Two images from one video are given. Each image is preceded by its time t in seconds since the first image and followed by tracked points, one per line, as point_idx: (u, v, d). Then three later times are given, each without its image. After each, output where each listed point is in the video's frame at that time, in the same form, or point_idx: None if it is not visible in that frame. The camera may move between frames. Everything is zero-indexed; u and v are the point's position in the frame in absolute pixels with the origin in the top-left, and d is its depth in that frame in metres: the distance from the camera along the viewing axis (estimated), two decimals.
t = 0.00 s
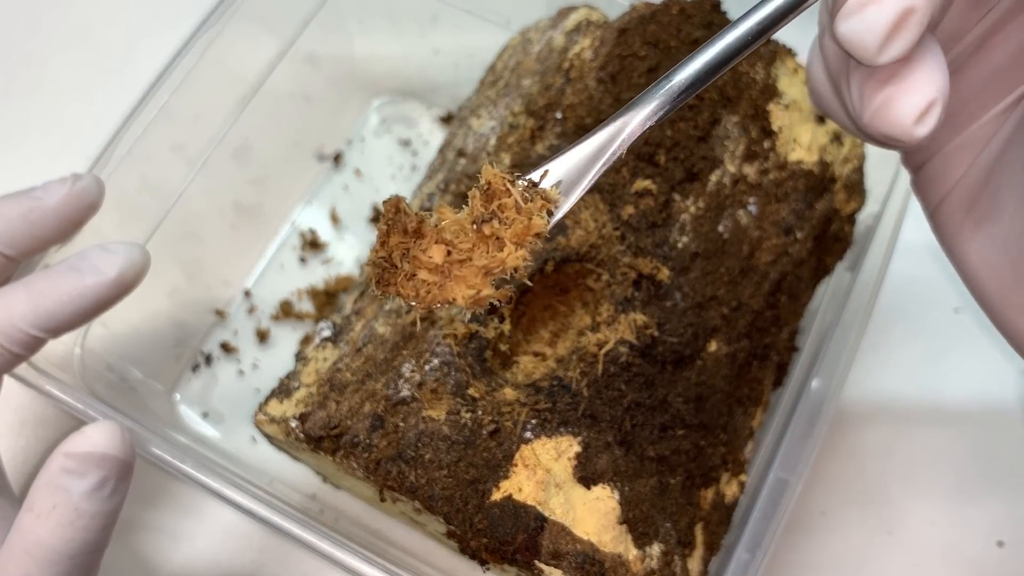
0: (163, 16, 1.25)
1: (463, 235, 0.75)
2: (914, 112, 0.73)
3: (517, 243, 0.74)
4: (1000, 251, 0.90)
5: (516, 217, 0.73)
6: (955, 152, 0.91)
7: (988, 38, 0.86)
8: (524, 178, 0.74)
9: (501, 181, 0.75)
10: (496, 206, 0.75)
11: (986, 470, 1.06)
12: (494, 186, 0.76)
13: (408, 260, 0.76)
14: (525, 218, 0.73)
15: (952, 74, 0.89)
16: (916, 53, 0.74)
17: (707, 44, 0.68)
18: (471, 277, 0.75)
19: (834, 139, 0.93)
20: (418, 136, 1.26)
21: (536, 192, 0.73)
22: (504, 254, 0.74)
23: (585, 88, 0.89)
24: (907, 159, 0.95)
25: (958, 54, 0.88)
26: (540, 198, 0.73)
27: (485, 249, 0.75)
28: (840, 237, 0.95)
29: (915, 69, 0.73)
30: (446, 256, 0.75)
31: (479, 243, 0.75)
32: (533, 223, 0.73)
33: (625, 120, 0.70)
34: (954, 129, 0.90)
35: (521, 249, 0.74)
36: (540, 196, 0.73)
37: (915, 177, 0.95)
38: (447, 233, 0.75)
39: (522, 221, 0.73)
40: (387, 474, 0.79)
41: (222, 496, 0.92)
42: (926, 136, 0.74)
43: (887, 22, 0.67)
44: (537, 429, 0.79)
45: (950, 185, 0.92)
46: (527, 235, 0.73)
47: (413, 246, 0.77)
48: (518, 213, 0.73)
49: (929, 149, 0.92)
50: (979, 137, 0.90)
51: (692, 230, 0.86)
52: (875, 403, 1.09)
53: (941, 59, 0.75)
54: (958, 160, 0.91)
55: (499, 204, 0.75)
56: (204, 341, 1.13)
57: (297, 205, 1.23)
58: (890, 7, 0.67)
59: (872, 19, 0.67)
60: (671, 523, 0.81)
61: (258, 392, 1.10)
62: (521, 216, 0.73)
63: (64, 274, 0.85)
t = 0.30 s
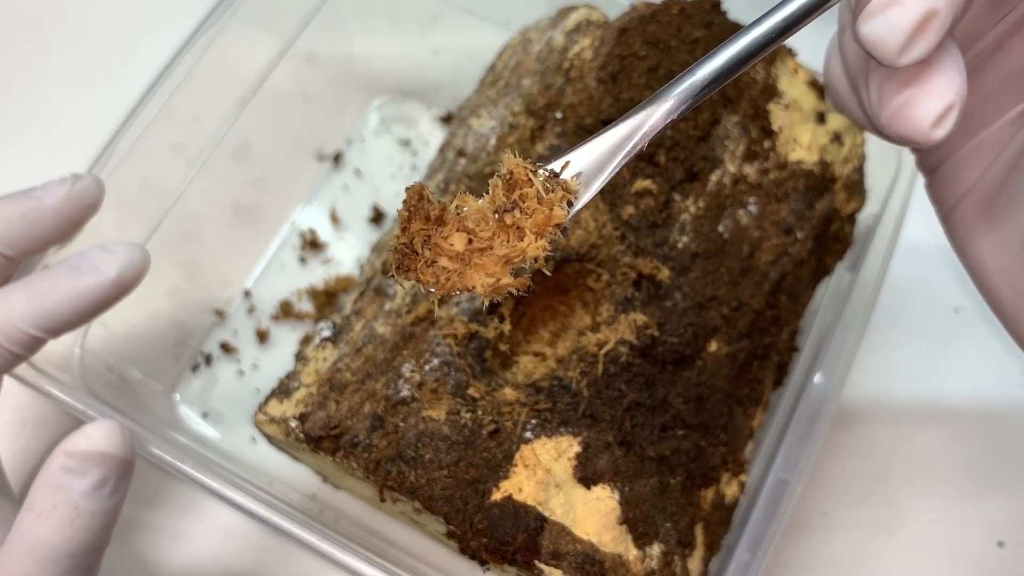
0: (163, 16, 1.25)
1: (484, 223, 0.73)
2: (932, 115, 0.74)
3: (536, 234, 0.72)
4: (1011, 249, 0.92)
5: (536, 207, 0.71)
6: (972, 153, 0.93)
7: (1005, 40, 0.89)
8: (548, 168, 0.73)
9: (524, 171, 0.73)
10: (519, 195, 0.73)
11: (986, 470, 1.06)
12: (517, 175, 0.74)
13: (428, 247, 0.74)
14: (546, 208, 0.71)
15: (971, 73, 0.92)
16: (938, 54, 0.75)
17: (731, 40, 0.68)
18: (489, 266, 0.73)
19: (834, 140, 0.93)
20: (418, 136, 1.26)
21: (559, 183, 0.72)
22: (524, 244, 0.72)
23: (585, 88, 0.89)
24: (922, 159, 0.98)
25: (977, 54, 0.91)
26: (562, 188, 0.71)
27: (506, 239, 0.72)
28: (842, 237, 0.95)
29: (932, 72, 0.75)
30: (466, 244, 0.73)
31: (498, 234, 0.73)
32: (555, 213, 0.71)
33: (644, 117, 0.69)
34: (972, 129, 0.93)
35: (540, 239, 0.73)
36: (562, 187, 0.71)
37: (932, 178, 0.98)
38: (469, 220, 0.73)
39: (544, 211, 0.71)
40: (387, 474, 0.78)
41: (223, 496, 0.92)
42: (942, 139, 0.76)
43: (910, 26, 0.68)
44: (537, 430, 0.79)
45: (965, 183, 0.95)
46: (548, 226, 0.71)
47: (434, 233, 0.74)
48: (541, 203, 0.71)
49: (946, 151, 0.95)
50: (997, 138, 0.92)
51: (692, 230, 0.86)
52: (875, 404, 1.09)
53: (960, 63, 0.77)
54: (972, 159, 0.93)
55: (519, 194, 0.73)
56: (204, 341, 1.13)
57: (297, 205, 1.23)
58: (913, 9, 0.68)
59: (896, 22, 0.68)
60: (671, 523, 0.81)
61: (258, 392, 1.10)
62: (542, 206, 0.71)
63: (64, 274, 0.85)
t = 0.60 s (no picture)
0: (163, 16, 1.25)
1: (513, 234, 0.72)
2: (949, 121, 0.80)
3: (562, 246, 0.72)
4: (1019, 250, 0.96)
5: (564, 219, 0.71)
6: (993, 154, 0.97)
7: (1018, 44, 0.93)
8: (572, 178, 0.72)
9: (551, 180, 0.73)
10: (545, 206, 0.72)
11: (986, 469, 1.06)
12: (544, 184, 0.73)
13: (458, 259, 0.74)
14: (571, 219, 0.72)
15: (991, 71, 0.95)
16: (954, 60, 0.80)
17: (767, 42, 0.68)
18: (518, 275, 0.73)
19: (833, 140, 0.94)
20: (418, 136, 1.26)
21: (583, 193, 0.72)
22: (552, 255, 0.72)
23: (585, 88, 0.89)
24: (945, 159, 1.03)
25: (994, 57, 0.95)
26: (587, 199, 0.72)
27: (532, 250, 0.73)
28: (842, 237, 0.96)
29: (950, 79, 0.80)
30: (495, 257, 0.73)
31: (526, 246, 0.73)
32: (580, 225, 0.71)
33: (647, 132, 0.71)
34: (992, 129, 0.97)
35: (566, 250, 0.73)
36: (586, 198, 0.72)
37: (954, 179, 1.02)
38: (497, 232, 0.72)
39: (570, 224, 0.71)
40: (387, 474, 0.79)
41: (223, 496, 0.92)
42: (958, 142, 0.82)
43: (932, 40, 0.71)
44: (537, 430, 0.79)
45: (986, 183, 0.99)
46: (573, 238, 0.72)
47: (463, 245, 0.73)
48: (568, 215, 0.71)
49: (967, 152, 1.00)
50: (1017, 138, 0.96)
51: (692, 230, 0.86)
52: (875, 404, 1.09)
53: (978, 69, 0.81)
54: (993, 160, 0.98)
55: (547, 206, 0.72)
56: (204, 341, 1.13)
57: (297, 205, 1.23)
58: (937, 22, 0.71)
59: (918, 35, 0.71)
60: (670, 523, 0.81)
61: (258, 392, 1.10)
62: (568, 218, 0.71)
63: (64, 273, 0.85)
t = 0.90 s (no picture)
0: (163, 16, 1.25)
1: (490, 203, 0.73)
2: (922, 107, 0.77)
3: (538, 215, 0.73)
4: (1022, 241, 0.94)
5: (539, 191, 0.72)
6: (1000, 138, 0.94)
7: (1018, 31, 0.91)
8: (550, 151, 0.73)
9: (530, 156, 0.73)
10: (523, 178, 0.73)
11: (985, 469, 1.06)
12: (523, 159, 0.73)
13: (442, 224, 0.74)
14: (546, 192, 0.72)
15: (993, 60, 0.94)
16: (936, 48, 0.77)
17: (737, 33, 0.66)
18: (497, 242, 0.73)
19: (833, 140, 0.94)
20: (418, 136, 1.27)
21: (559, 166, 0.72)
22: (526, 224, 0.73)
23: (585, 88, 0.89)
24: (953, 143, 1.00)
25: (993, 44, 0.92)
26: (561, 172, 0.72)
27: (510, 220, 0.73)
28: (842, 237, 0.96)
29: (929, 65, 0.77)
30: (476, 223, 0.73)
31: (507, 213, 0.73)
32: (553, 198, 0.72)
33: (621, 120, 0.70)
34: (996, 114, 0.94)
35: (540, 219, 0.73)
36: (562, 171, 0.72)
37: (962, 163, 0.99)
38: (478, 202, 0.73)
39: (544, 196, 0.72)
40: (387, 474, 0.79)
41: (222, 495, 0.92)
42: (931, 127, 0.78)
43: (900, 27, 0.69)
44: (537, 429, 0.79)
45: (989, 172, 0.96)
46: (547, 209, 0.72)
47: (448, 212, 0.73)
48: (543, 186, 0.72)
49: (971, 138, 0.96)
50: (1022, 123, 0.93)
51: (691, 230, 0.86)
52: (874, 403, 1.09)
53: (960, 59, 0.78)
54: (996, 148, 0.95)
55: (524, 178, 0.73)
56: (204, 341, 1.13)
57: (298, 205, 1.23)
58: (904, 12, 0.69)
59: (886, 23, 0.69)
60: (670, 522, 0.81)
61: (259, 393, 1.10)
62: (543, 191, 0.72)
63: (52, 261, 0.85)
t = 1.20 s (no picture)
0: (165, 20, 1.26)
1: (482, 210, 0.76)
2: (893, 126, 0.83)
3: (525, 221, 0.76)
4: (1005, 253, 0.93)
5: (525, 199, 0.76)
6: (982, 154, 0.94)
7: (1013, 41, 0.91)
8: (537, 161, 0.76)
9: (518, 167, 0.76)
10: (512, 186, 0.76)
11: (983, 468, 1.07)
12: (511, 169, 0.76)
13: (438, 227, 0.77)
14: (532, 199, 0.76)
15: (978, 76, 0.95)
16: (911, 68, 0.83)
17: (751, 34, 0.69)
18: (488, 245, 0.77)
19: (830, 141, 0.95)
20: (419, 138, 1.28)
21: (543, 176, 0.76)
22: (515, 230, 0.76)
23: (585, 90, 0.90)
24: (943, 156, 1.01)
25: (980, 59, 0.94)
26: (547, 182, 0.76)
27: (501, 224, 0.76)
28: (839, 238, 0.99)
29: (901, 84, 0.82)
30: (469, 228, 0.76)
31: (497, 218, 0.76)
32: (540, 204, 0.76)
33: (609, 134, 0.71)
34: (979, 129, 0.95)
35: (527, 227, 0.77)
36: (548, 181, 0.76)
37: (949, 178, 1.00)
38: (470, 207, 0.76)
39: (531, 203, 0.76)
40: (388, 472, 0.79)
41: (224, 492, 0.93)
42: (901, 144, 0.84)
43: (867, 55, 0.76)
44: (537, 428, 0.80)
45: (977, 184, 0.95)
46: (535, 216, 0.76)
47: (442, 216, 0.77)
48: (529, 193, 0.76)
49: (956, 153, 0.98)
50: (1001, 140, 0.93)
51: (690, 230, 0.87)
52: (869, 403, 1.10)
53: (934, 78, 0.84)
54: (984, 160, 0.94)
55: (512, 187, 0.76)
56: (208, 341, 1.14)
57: (299, 206, 1.24)
58: (871, 41, 0.75)
59: (854, 51, 0.76)
60: (669, 520, 0.82)
61: (261, 392, 1.11)
62: (530, 198, 0.76)
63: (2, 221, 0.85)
